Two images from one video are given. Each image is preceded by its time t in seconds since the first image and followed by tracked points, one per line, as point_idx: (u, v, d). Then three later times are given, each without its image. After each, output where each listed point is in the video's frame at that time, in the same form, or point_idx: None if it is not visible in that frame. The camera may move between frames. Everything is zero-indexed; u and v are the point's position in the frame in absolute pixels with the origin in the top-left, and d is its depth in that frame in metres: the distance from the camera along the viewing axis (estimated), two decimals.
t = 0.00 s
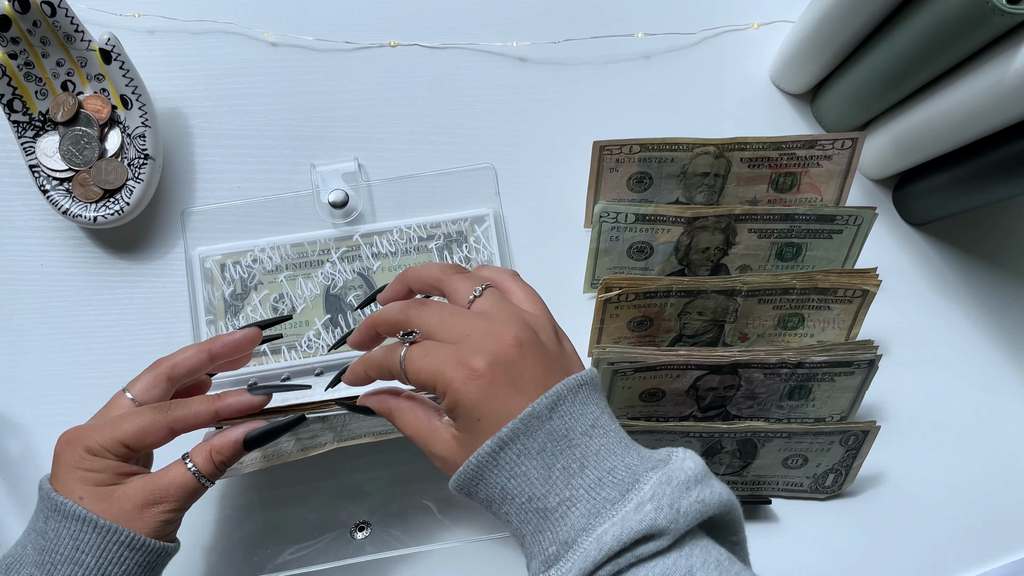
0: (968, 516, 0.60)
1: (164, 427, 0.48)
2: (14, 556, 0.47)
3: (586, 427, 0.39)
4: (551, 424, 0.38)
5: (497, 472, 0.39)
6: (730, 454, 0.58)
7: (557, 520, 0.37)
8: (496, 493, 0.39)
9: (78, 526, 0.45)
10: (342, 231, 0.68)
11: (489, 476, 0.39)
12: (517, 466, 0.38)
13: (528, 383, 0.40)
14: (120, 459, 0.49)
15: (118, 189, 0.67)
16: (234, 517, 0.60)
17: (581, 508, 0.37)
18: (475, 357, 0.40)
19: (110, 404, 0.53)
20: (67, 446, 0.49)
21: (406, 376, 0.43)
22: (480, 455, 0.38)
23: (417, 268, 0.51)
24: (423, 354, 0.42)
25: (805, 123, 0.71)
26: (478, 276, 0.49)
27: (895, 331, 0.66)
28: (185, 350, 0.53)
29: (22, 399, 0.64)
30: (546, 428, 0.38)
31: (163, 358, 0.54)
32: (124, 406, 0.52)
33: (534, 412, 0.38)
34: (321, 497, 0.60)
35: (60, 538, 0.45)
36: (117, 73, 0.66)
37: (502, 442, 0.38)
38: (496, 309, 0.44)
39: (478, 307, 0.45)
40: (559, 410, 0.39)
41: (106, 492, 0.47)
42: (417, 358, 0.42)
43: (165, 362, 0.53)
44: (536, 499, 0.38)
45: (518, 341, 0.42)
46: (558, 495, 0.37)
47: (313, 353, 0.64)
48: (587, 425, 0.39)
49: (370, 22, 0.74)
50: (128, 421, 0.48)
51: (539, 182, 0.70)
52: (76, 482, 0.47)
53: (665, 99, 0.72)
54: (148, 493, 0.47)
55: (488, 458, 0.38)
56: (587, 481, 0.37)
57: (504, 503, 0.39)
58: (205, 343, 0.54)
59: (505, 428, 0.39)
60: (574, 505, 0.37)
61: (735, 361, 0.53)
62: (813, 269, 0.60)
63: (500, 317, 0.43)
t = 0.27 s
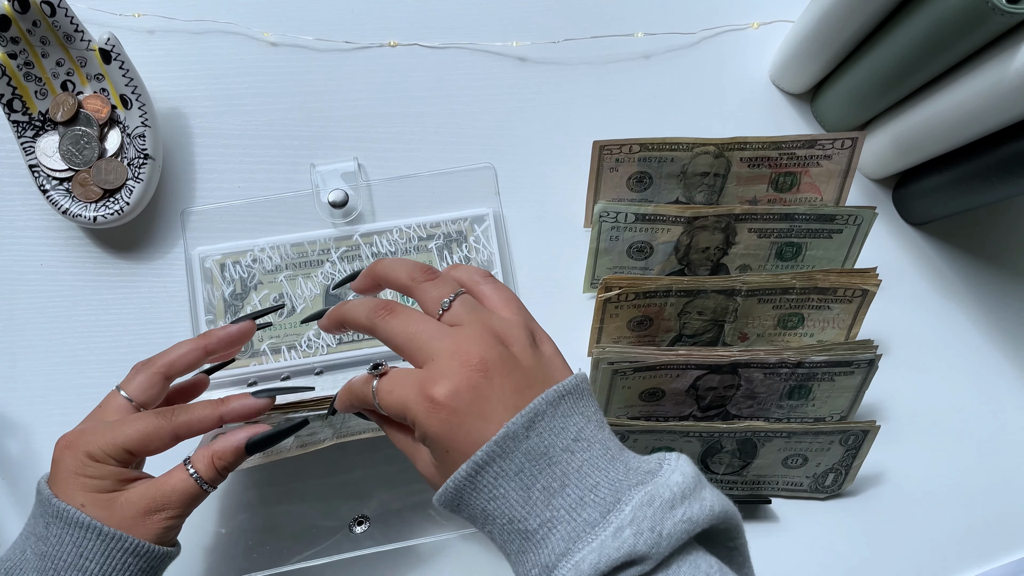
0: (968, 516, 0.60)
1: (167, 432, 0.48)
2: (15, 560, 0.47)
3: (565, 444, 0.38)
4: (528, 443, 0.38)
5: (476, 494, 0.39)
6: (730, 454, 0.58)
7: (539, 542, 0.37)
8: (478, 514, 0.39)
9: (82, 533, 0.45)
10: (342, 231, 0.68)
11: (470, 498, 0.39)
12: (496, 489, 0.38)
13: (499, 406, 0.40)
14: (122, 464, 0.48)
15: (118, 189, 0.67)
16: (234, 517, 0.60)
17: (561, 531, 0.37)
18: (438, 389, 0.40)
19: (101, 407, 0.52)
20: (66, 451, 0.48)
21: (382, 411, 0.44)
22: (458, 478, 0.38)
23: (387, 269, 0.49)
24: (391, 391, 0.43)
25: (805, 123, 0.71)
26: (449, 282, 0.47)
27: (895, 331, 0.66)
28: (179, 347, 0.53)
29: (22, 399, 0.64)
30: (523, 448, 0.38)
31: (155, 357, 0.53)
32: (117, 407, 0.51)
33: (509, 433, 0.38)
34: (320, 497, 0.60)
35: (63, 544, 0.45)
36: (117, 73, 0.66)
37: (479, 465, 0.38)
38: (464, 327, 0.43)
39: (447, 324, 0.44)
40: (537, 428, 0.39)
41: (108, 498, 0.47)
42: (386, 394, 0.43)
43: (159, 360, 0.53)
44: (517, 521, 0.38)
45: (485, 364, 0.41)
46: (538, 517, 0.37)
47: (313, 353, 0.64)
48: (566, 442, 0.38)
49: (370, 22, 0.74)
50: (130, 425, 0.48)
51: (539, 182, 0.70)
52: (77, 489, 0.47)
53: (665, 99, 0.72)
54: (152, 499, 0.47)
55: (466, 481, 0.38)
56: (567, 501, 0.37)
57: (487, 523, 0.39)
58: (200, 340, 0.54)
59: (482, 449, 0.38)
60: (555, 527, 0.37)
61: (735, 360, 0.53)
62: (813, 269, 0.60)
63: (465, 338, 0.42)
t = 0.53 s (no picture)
0: (968, 516, 0.60)
1: (169, 433, 0.48)
2: (20, 565, 0.46)
3: (555, 453, 0.39)
4: (519, 453, 0.38)
5: (468, 506, 0.39)
6: (730, 454, 0.58)
7: (531, 554, 0.37)
8: (470, 525, 0.39)
9: (87, 537, 0.45)
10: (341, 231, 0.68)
11: (461, 509, 0.39)
12: (487, 500, 0.38)
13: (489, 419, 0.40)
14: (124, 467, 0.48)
15: (118, 189, 0.67)
16: (235, 518, 0.60)
17: (553, 543, 0.37)
18: (427, 404, 0.40)
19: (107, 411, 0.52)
20: (68, 456, 0.48)
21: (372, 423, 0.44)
22: (448, 489, 0.38)
23: (369, 277, 0.48)
24: (379, 404, 0.43)
25: (804, 123, 0.71)
26: (433, 290, 0.47)
27: (895, 331, 0.66)
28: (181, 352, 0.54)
29: (22, 399, 0.64)
30: (513, 458, 0.38)
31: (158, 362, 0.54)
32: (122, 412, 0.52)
33: (499, 444, 0.38)
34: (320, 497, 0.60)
35: (68, 547, 0.45)
36: (117, 73, 0.66)
37: (469, 477, 0.38)
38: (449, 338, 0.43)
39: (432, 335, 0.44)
40: (528, 438, 0.39)
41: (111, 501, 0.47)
42: (375, 407, 0.43)
43: (163, 365, 0.53)
44: (509, 532, 0.38)
45: (472, 377, 0.41)
46: (530, 528, 0.37)
47: (313, 353, 0.63)
48: (557, 452, 0.39)
49: (370, 22, 0.74)
50: (134, 429, 0.48)
51: (538, 181, 0.70)
52: (80, 493, 0.47)
53: (665, 98, 0.72)
54: (155, 500, 0.47)
55: (457, 493, 0.38)
56: (559, 512, 0.37)
57: (479, 534, 0.39)
58: (202, 344, 0.54)
59: (471, 461, 0.38)
60: (547, 539, 0.37)
61: (735, 361, 0.53)
62: (813, 269, 0.60)
63: (451, 351, 0.42)
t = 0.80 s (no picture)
0: (968, 517, 0.60)
1: (169, 423, 0.48)
2: (22, 563, 0.47)
3: (540, 466, 0.39)
4: (502, 466, 0.38)
5: (452, 520, 0.39)
6: (730, 454, 0.58)
7: (516, 568, 0.37)
8: (456, 539, 0.39)
9: (87, 534, 0.45)
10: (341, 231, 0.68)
11: (446, 523, 0.39)
12: (470, 514, 0.38)
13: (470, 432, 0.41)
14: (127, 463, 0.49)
15: (118, 189, 0.67)
16: (234, 520, 0.59)
17: (537, 557, 0.36)
18: (407, 421, 0.41)
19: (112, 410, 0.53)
20: (70, 454, 0.48)
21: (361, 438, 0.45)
22: (432, 503, 0.38)
23: (347, 290, 0.49)
24: (363, 420, 0.44)
25: (804, 123, 0.71)
26: (411, 302, 0.47)
27: (895, 331, 0.66)
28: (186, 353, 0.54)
29: (22, 399, 0.64)
30: (497, 470, 0.38)
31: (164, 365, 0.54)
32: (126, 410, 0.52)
33: (482, 456, 0.38)
34: (320, 497, 0.60)
35: (69, 546, 0.45)
36: (117, 73, 0.66)
37: (451, 490, 0.38)
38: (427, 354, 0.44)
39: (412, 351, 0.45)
40: (511, 450, 0.39)
41: (113, 497, 0.47)
42: (361, 425, 0.44)
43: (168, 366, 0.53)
44: (493, 546, 0.38)
45: (451, 392, 0.42)
46: (514, 542, 0.37)
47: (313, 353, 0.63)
48: (541, 464, 0.39)
49: (370, 22, 0.74)
50: (133, 422, 0.48)
51: (538, 181, 0.70)
52: (83, 489, 0.47)
53: (665, 98, 0.72)
54: (156, 495, 0.47)
55: (441, 507, 0.38)
56: (543, 525, 0.37)
57: (465, 547, 0.39)
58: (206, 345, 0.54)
59: (454, 474, 0.39)
60: (531, 553, 0.37)
61: (735, 361, 0.53)
62: (813, 269, 0.60)
63: (429, 365, 0.43)
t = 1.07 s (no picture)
0: (968, 516, 0.60)
1: (171, 428, 0.48)
2: (18, 565, 0.47)
3: (497, 450, 0.39)
4: (460, 451, 0.38)
5: (411, 505, 0.39)
6: (730, 454, 0.58)
7: (474, 552, 0.37)
8: (416, 524, 0.40)
9: (83, 539, 0.45)
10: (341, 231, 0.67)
11: (406, 508, 0.39)
12: (428, 499, 0.38)
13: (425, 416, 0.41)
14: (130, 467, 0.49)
15: (118, 189, 0.67)
16: (233, 522, 0.59)
17: (494, 541, 0.37)
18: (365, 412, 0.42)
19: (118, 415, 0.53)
20: (72, 456, 0.49)
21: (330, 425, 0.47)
22: (391, 489, 0.39)
23: (310, 278, 0.49)
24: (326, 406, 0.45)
25: (804, 123, 0.71)
26: (372, 291, 0.47)
27: (894, 331, 0.66)
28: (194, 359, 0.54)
29: (21, 399, 0.64)
30: (453, 456, 0.38)
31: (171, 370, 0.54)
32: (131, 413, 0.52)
33: (438, 443, 0.38)
34: (320, 497, 0.60)
35: (65, 550, 0.45)
36: (117, 73, 0.66)
37: (408, 476, 0.38)
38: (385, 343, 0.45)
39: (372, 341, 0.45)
40: (468, 436, 0.39)
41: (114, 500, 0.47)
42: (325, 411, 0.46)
43: (175, 372, 0.54)
44: (452, 531, 0.38)
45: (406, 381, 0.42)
46: (472, 527, 0.37)
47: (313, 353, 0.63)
48: (498, 448, 0.39)
49: (370, 22, 0.74)
50: (135, 426, 0.48)
51: (538, 181, 0.70)
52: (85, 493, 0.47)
53: (665, 98, 0.72)
54: (154, 500, 0.47)
55: (399, 493, 0.39)
56: (499, 510, 0.37)
57: (426, 531, 0.39)
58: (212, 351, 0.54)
59: (411, 460, 0.39)
60: (488, 537, 0.37)
61: (735, 361, 0.53)
62: (813, 269, 0.60)
63: (384, 351, 0.44)
